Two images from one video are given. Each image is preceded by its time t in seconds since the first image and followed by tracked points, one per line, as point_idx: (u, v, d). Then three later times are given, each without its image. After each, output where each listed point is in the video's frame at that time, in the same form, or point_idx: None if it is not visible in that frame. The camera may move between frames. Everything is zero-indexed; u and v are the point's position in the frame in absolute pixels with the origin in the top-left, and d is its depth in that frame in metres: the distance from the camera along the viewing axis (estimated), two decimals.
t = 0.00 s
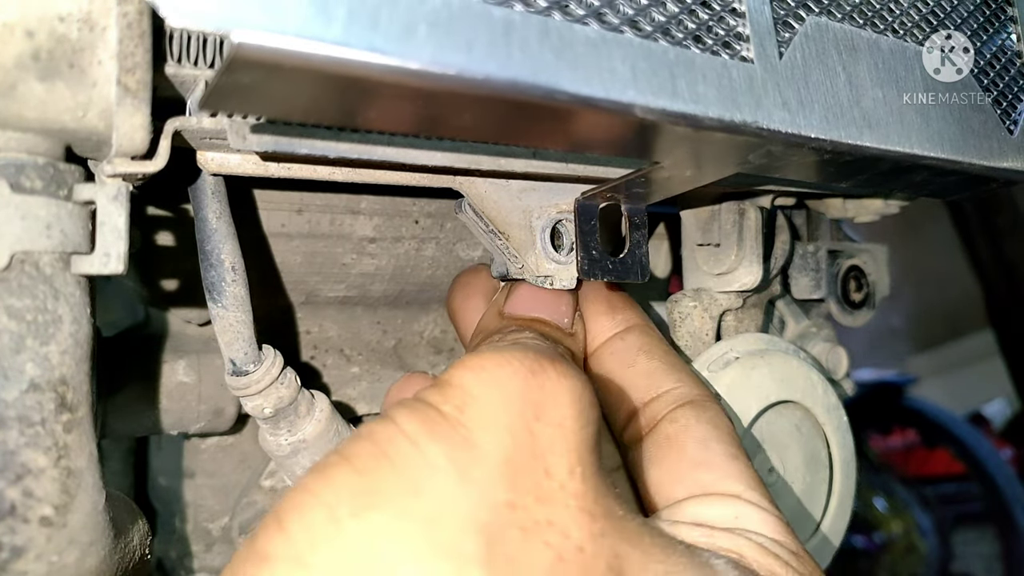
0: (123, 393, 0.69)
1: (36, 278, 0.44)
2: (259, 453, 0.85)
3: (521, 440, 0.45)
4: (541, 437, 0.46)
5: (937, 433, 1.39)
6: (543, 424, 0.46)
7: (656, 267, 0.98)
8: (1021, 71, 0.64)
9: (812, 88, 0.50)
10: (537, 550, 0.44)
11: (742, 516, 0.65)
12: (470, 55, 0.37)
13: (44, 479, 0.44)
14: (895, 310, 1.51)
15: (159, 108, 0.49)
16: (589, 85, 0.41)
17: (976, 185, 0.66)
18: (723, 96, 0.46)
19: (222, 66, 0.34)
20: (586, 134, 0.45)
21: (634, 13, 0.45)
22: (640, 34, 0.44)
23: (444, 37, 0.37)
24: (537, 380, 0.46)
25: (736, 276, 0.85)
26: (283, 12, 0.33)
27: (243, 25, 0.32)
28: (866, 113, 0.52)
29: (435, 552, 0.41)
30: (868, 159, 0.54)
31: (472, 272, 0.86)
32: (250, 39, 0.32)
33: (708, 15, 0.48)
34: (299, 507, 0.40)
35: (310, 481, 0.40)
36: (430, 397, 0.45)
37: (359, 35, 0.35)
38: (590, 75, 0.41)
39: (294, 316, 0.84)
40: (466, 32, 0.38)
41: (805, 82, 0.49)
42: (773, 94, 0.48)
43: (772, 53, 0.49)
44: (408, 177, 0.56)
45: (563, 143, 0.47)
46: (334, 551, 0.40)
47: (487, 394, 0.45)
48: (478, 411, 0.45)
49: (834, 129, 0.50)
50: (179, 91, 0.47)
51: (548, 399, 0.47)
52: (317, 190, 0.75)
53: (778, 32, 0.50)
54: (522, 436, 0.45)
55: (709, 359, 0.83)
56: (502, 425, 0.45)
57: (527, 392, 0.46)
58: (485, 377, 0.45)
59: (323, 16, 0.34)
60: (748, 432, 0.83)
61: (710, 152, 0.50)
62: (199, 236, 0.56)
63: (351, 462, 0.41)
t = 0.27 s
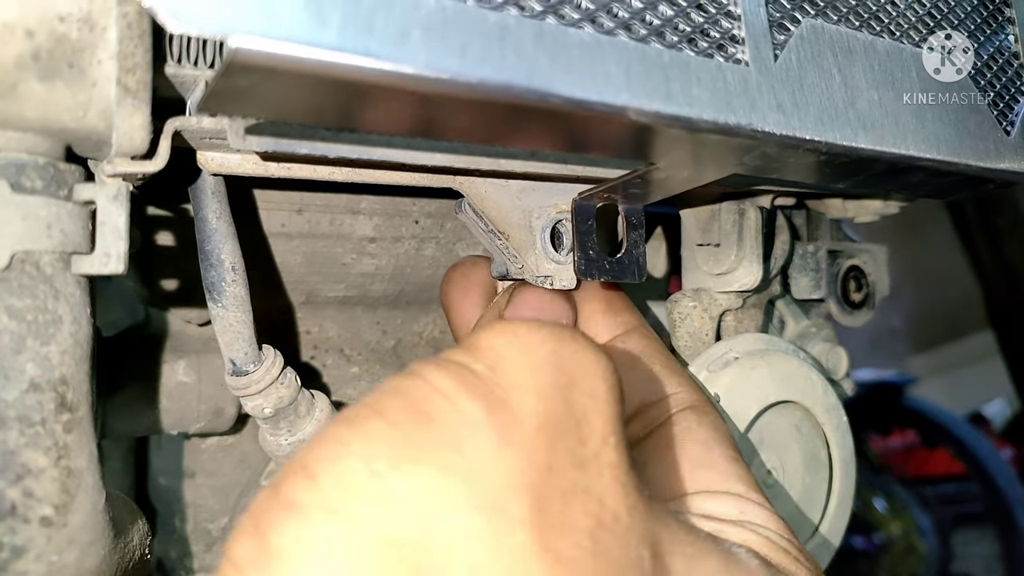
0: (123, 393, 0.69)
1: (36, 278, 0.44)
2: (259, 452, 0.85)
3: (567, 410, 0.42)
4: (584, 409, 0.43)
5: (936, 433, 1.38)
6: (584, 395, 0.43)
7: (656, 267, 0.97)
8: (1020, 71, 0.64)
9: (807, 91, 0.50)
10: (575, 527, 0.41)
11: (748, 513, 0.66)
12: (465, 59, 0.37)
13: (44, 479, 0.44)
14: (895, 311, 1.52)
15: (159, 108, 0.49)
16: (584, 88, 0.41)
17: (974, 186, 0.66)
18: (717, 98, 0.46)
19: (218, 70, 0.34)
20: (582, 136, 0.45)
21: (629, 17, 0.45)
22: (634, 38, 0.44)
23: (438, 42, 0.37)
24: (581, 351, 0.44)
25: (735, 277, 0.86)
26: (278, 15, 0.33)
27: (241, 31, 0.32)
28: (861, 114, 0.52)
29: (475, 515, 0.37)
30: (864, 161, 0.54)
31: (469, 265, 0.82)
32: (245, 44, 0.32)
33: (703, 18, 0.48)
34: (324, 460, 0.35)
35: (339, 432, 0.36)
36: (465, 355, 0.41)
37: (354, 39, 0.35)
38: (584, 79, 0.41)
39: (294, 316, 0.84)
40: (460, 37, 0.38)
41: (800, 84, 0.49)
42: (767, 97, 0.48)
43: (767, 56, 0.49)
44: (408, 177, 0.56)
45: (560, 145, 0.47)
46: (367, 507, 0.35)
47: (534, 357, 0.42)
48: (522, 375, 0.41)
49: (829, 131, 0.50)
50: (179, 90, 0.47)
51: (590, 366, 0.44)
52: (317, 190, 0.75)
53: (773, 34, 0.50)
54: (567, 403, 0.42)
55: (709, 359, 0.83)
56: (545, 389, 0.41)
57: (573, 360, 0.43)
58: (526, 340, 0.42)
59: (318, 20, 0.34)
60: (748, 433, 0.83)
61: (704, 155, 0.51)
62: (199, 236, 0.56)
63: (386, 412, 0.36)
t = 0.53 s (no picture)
0: (124, 394, 0.70)
1: (36, 278, 0.44)
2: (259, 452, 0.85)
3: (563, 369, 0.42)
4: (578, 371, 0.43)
5: (937, 433, 1.39)
6: (577, 352, 0.44)
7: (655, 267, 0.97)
8: (1018, 72, 0.64)
9: (803, 92, 0.50)
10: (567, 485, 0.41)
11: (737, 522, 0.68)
12: (460, 63, 0.37)
13: (44, 479, 0.44)
14: (895, 310, 1.45)
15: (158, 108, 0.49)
16: (578, 92, 0.41)
17: (972, 186, 0.66)
18: (712, 100, 0.46)
19: (215, 76, 0.34)
20: (578, 138, 0.45)
21: (624, 20, 0.45)
22: (628, 40, 0.44)
23: (434, 46, 0.37)
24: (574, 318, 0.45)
25: (734, 277, 0.86)
26: (274, 20, 0.33)
27: (237, 36, 0.32)
28: (857, 116, 0.52)
29: (474, 459, 0.37)
30: (859, 162, 0.54)
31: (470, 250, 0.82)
32: (243, 50, 0.32)
33: (698, 20, 0.48)
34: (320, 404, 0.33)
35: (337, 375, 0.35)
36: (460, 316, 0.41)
37: (350, 44, 0.35)
38: (579, 83, 0.41)
39: (294, 316, 0.83)
40: (455, 41, 0.38)
41: (795, 86, 0.49)
42: (762, 99, 0.48)
43: (762, 58, 0.49)
44: (408, 177, 0.57)
45: (557, 147, 0.47)
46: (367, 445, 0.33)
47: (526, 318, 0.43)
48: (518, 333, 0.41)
49: (825, 133, 0.50)
50: (178, 90, 0.47)
51: (581, 332, 0.45)
52: (317, 190, 0.76)
53: (768, 36, 0.50)
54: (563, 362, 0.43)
55: (709, 359, 0.83)
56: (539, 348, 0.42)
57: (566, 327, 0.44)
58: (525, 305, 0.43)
59: (314, 25, 0.34)
60: (747, 433, 0.83)
61: (699, 157, 0.51)
62: (198, 235, 0.56)
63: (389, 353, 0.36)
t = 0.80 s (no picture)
0: (121, 394, 0.70)
1: (33, 277, 0.44)
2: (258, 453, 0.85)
3: (565, 385, 0.44)
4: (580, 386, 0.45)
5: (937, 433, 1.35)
6: (584, 371, 0.46)
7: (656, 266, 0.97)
8: (1020, 71, 0.64)
9: (805, 91, 0.49)
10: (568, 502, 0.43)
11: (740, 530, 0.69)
12: (460, 61, 0.37)
13: (41, 480, 0.44)
14: (897, 310, 1.47)
15: (157, 106, 0.48)
16: (579, 90, 0.40)
17: (974, 185, 0.65)
18: (713, 99, 0.46)
19: (212, 74, 0.34)
20: (578, 137, 0.45)
21: (625, 17, 0.44)
22: (629, 38, 0.44)
23: (434, 44, 0.37)
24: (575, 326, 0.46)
25: (736, 277, 0.85)
26: (273, 19, 0.33)
27: (236, 34, 0.32)
28: (859, 115, 0.51)
29: (483, 487, 0.38)
30: (861, 161, 0.53)
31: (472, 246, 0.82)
32: (241, 48, 0.32)
33: (699, 18, 0.47)
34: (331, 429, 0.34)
35: (345, 398, 0.35)
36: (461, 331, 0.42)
37: (349, 42, 0.35)
38: (579, 81, 0.41)
39: (293, 316, 0.83)
40: (455, 39, 0.37)
41: (797, 85, 0.49)
42: (764, 98, 0.47)
43: (764, 56, 0.48)
44: (407, 177, 0.56)
45: (557, 146, 0.47)
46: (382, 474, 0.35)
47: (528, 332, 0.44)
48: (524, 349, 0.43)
49: (827, 132, 0.50)
50: (175, 88, 0.47)
51: (589, 349, 0.46)
52: (316, 190, 0.75)
53: (770, 35, 0.49)
54: (565, 378, 0.44)
55: (709, 359, 0.83)
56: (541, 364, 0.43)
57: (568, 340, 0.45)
58: (526, 317, 0.44)
59: (313, 24, 0.34)
60: (748, 434, 0.83)
61: (701, 156, 0.50)
62: (197, 235, 0.56)
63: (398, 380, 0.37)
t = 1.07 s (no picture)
0: (122, 393, 0.70)
1: (33, 277, 0.44)
2: (258, 453, 0.85)
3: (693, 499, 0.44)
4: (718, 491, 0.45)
5: (936, 431, 1.35)
6: (707, 441, 0.45)
7: (655, 266, 0.97)
8: (1020, 71, 0.64)
9: (805, 91, 0.49)
10: None
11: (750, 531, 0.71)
12: (460, 61, 0.37)
13: (42, 480, 0.44)
14: (897, 310, 1.44)
15: (157, 106, 0.48)
16: (579, 91, 0.40)
17: (974, 185, 0.65)
18: (714, 99, 0.46)
19: (212, 74, 0.34)
20: (578, 138, 0.45)
21: (625, 17, 0.44)
22: (630, 38, 0.44)
23: (435, 44, 0.37)
24: (735, 422, 0.46)
25: (736, 276, 0.85)
26: (272, 18, 0.33)
27: (237, 33, 0.32)
28: (860, 115, 0.51)
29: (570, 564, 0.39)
30: (862, 161, 0.53)
31: (472, 240, 0.83)
32: (241, 48, 0.32)
33: (700, 19, 0.47)
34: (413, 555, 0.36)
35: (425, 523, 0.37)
36: (603, 421, 0.42)
37: (349, 42, 0.35)
38: (580, 82, 0.41)
39: (293, 316, 0.83)
40: (455, 39, 0.37)
41: (798, 85, 0.49)
42: (765, 98, 0.47)
43: (765, 56, 0.48)
44: (408, 177, 0.56)
45: (558, 146, 0.47)
46: None
47: (700, 436, 0.44)
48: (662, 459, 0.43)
49: (827, 132, 0.50)
50: (176, 88, 0.47)
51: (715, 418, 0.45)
52: (317, 189, 0.75)
53: (771, 34, 0.49)
54: (697, 493, 0.44)
55: (709, 360, 0.83)
56: (688, 473, 0.44)
57: (723, 436, 0.46)
58: (705, 411, 0.44)
59: (313, 22, 0.34)
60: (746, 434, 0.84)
61: (701, 156, 0.50)
62: (197, 235, 0.56)
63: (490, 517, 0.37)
